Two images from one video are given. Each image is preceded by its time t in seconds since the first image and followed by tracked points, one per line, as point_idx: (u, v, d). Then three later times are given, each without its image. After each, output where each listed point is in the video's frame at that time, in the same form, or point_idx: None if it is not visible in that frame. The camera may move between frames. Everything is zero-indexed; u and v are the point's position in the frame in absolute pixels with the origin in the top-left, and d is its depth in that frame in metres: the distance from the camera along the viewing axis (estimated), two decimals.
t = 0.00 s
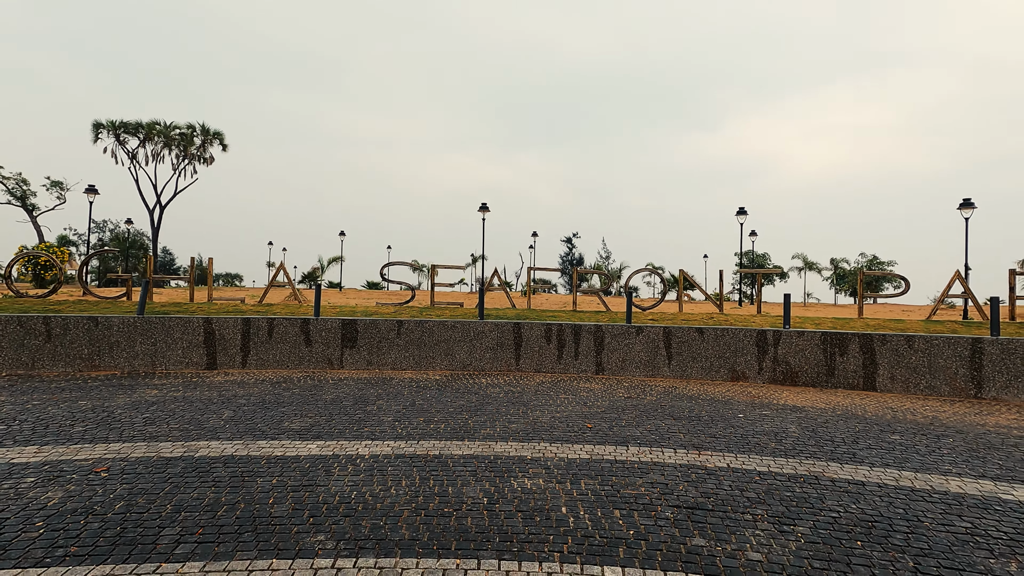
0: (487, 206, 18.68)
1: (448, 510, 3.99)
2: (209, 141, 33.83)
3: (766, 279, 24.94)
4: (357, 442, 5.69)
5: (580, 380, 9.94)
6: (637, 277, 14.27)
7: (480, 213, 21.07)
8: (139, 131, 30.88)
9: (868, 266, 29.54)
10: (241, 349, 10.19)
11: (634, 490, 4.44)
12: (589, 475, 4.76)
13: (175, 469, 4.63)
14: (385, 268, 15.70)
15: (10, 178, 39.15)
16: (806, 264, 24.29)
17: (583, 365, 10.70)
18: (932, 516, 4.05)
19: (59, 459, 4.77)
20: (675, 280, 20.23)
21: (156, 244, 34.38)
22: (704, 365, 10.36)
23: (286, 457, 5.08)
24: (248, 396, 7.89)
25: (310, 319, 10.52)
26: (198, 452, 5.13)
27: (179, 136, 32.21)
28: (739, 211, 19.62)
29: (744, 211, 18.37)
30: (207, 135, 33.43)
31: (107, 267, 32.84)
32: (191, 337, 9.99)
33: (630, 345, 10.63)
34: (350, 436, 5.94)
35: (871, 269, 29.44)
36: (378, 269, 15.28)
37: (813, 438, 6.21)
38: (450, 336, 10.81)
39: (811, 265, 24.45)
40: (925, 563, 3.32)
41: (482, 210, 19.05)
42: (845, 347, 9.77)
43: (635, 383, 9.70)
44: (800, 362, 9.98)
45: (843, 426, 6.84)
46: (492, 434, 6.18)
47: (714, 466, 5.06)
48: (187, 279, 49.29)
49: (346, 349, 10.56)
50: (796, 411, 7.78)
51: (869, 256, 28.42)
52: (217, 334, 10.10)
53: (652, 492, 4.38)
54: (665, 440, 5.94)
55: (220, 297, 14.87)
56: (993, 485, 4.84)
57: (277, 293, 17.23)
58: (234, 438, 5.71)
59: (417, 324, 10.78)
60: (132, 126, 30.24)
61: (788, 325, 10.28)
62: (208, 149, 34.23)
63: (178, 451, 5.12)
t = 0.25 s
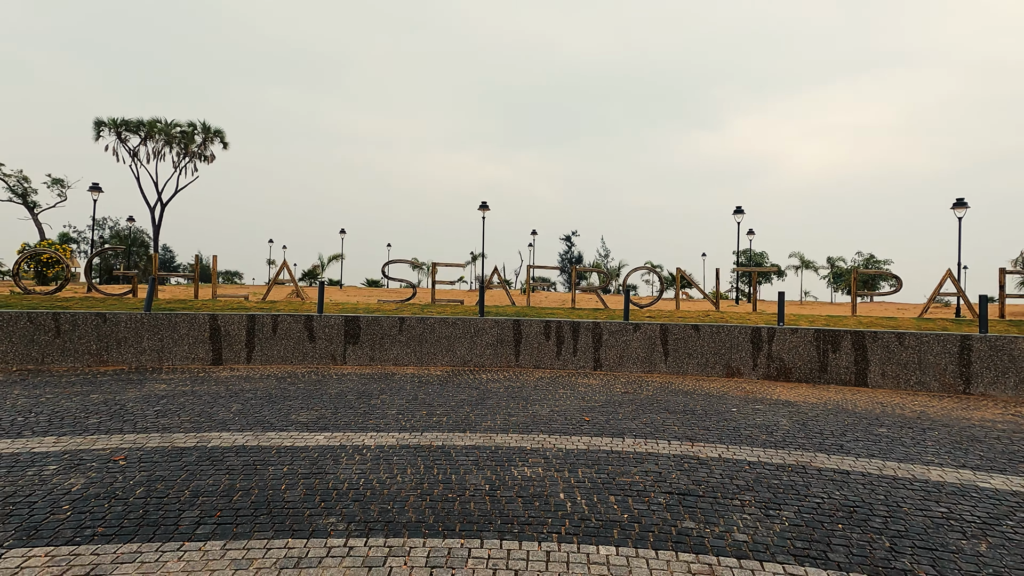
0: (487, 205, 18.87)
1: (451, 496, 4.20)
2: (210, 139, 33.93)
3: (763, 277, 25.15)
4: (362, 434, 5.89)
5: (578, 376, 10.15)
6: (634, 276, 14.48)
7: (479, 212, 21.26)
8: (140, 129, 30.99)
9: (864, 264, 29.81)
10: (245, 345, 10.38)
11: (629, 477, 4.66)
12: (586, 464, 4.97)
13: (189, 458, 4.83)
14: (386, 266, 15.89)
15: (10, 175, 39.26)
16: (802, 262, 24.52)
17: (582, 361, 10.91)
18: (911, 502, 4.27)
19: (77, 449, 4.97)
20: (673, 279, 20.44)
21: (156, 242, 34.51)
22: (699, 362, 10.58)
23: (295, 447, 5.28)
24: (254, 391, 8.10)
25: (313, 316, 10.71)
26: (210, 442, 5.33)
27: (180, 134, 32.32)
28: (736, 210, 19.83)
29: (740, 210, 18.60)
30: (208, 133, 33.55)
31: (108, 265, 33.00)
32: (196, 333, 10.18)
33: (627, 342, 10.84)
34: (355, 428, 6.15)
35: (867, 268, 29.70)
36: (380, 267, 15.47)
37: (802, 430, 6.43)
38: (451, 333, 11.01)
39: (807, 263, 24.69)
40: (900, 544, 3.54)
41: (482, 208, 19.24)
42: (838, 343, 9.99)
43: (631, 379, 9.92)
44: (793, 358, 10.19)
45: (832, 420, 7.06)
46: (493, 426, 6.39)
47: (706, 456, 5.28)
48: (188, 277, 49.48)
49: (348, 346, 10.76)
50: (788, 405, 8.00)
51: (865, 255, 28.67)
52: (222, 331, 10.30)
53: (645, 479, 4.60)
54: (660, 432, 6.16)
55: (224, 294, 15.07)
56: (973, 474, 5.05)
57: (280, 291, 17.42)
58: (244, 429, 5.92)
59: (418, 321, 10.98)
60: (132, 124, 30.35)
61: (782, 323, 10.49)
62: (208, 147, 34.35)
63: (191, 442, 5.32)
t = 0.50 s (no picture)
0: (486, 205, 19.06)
1: (452, 486, 4.41)
2: (210, 138, 34.06)
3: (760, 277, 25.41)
4: (365, 429, 6.11)
5: (575, 374, 10.37)
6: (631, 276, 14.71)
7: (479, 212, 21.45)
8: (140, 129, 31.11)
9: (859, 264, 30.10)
10: (249, 343, 10.57)
11: (621, 469, 4.88)
12: (581, 457, 5.19)
13: (200, 450, 5.04)
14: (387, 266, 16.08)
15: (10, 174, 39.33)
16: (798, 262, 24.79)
17: (579, 359, 11.13)
18: (889, 491, 4.50)
19: (92, 442, 5.17)
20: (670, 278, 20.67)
21: (156, 241, 34.63)
22: (694, 360, 10.80)
23: (301, 441, 5.49)
24: (259, 388, 8.30)
25: (315, 315, 10.90)
26: (219, 436, 5.54)
27: (180, 134, 32.45)
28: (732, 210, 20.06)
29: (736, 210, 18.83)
30: (208, 132, 33.68)
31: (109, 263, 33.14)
32: (201, 331, 10.37)
33: (623, 341, 11.07)
34: (358, 423, 6.36)
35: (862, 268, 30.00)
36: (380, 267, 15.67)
37: (790, 426, 6.66)
38: (451, 332, 11.22)
39: (803, 263, 24.96)
40: (875, 529, 3.76)
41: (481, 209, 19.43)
42: (829, 342, 10.22)
43: (627, 377, 10.14)
44: (785, 357, 10.42)
45: (820, 416, 7.29)
46: (491, 422, 6.61)
47: (696, 450, 5.51)
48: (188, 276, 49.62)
49: (350, 344, 10.96)
50: (778, 402, 8.23)
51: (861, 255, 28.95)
52: (226, 329, 10.49)
53: (637, 471, 4.82)
54: (653, 427, 6.38)
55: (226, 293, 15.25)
56: (951, 466, 5.29)
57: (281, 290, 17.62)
58: (251, 424, 6.12)
59: (418, 320, 11.18)
60: (133, 124, 30.47)
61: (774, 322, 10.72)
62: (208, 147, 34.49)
63: (201, 436, 5.52)
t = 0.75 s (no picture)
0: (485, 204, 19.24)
1: (452, 472, 4.65)
2: (209, 137, 34.18)
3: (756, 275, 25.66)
4: (368, 421, 6.33)
5: (571, 370, 10.60)
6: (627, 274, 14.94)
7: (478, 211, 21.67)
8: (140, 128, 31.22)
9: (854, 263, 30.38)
10: (251, 339, 10.78)
11: (613, 457, 5.12)
12: (574, 446, 5.43)
13: (210, 440, 5.25)
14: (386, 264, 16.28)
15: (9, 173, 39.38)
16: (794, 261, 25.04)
17: (575, 355, 11.36)
18: (866, 477, 4.75)
19: (106, 432, 5.38)
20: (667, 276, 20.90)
21: (156, 239, 34.75)
22: (687, 356, 11.04)
23: (306, 431, 5.71)
24: (262, 382, 8.52)
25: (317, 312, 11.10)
26: (227, 427, 5.76)
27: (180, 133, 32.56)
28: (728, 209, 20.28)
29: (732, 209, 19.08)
30: (208, 131, 33.79)
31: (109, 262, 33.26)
32: (204, 328, 10.57)
33: (619, 337, 11.30)
34: (361, 416, 6.59)
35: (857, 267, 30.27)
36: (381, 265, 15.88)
37: (777, 418, 6.91)
38: (450, 328, 11.44)
39: (799, 262, 25.22)
40: (849, 511, 4.00)
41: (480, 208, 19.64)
42: (819, 339, 10.47)
43: (622, 373, 10.38)
44: (777, 353, 10.67)
45: (807, 409, 7.54)
46: (489, 415, 6.84)
47: (685, 440, 5.75)
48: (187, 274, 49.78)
49: (351, 340, 11.18)
50: (768, 396, 8.47)
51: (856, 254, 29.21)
52: (229, 326, 10.68)
53: (628, 459, 5.06)
54: (645, 420, 6.62)
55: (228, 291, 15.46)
56: (928, 455, 5.54)
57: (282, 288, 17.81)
58: (257, 417, 6.34)
59: (418, 317, 11.40)
60: (132, 123, 30.58)
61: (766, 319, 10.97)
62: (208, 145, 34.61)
63: (210, 427, 5.74)
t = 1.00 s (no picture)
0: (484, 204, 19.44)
1: (454, 463, 4.87)
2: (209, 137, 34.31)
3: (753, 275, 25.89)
4: (371, 416, 6.56)
5: (569, 367, 10.84)
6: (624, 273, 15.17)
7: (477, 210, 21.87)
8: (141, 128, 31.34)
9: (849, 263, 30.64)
10: (255, 337, 10.98)
11: (607, 449, 5.35)
12: (571, 439, 5.66)
13: (221, 434, 5.47)
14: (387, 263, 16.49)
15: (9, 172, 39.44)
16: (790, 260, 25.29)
17: (573, 353, 11.59)
18: (847, 468, 4.99)
19: (120, 426, 5.59)
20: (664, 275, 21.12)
21: (157, 238, 34.88)
22: (683, 354, 11.28)
23: (312, 426, 5.93)
24: (267, 379, 8.73)
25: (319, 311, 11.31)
26: (236, 421, 5.98)
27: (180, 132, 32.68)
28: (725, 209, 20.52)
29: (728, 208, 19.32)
30: (208, 130, 33.91)
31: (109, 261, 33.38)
32: (209, 326, 10.77)
33: (615, 336, 11.53)
34: (364, 411, 6.81)
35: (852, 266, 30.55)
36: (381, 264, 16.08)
37: (767, 413, 7.15)
38: (450, 327, 11.66)
39: (794, 261, 25.47)
40: (828, 498, 4.24)
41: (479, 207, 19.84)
42: (811, 337, 10.71)
43: (619, 370, 10.62)
44: (770, 351, 10.91)
45: (796, 405, 7.78)
46: (489, 410, 7.07)
47: (677, 434, 5.98)
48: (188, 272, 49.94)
49: (353, 339, 11.39)
50: (759, 393, 8.72)
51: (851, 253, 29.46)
52: (233, 324, 10.88)
53: (621, 451, 5.29)
54: (639, 415, 6.85)
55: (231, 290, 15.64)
56: (909, 448, 5.78)
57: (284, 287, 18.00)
58: (264, 412, 6.56)
59: (419, 315, 11.61)
60: (133, 122, 30.70)
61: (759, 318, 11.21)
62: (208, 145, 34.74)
63: (219, 421, 5.95)
